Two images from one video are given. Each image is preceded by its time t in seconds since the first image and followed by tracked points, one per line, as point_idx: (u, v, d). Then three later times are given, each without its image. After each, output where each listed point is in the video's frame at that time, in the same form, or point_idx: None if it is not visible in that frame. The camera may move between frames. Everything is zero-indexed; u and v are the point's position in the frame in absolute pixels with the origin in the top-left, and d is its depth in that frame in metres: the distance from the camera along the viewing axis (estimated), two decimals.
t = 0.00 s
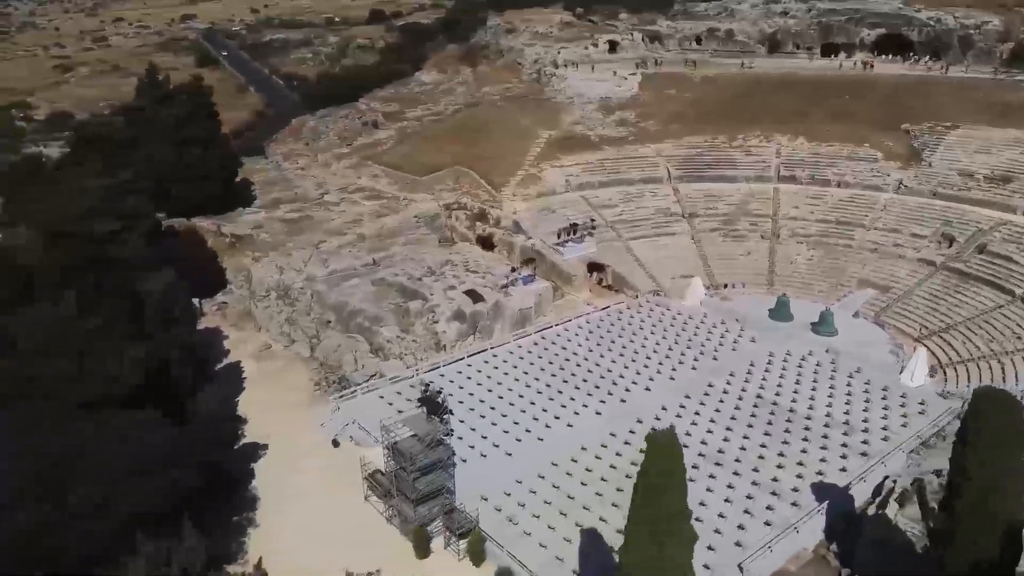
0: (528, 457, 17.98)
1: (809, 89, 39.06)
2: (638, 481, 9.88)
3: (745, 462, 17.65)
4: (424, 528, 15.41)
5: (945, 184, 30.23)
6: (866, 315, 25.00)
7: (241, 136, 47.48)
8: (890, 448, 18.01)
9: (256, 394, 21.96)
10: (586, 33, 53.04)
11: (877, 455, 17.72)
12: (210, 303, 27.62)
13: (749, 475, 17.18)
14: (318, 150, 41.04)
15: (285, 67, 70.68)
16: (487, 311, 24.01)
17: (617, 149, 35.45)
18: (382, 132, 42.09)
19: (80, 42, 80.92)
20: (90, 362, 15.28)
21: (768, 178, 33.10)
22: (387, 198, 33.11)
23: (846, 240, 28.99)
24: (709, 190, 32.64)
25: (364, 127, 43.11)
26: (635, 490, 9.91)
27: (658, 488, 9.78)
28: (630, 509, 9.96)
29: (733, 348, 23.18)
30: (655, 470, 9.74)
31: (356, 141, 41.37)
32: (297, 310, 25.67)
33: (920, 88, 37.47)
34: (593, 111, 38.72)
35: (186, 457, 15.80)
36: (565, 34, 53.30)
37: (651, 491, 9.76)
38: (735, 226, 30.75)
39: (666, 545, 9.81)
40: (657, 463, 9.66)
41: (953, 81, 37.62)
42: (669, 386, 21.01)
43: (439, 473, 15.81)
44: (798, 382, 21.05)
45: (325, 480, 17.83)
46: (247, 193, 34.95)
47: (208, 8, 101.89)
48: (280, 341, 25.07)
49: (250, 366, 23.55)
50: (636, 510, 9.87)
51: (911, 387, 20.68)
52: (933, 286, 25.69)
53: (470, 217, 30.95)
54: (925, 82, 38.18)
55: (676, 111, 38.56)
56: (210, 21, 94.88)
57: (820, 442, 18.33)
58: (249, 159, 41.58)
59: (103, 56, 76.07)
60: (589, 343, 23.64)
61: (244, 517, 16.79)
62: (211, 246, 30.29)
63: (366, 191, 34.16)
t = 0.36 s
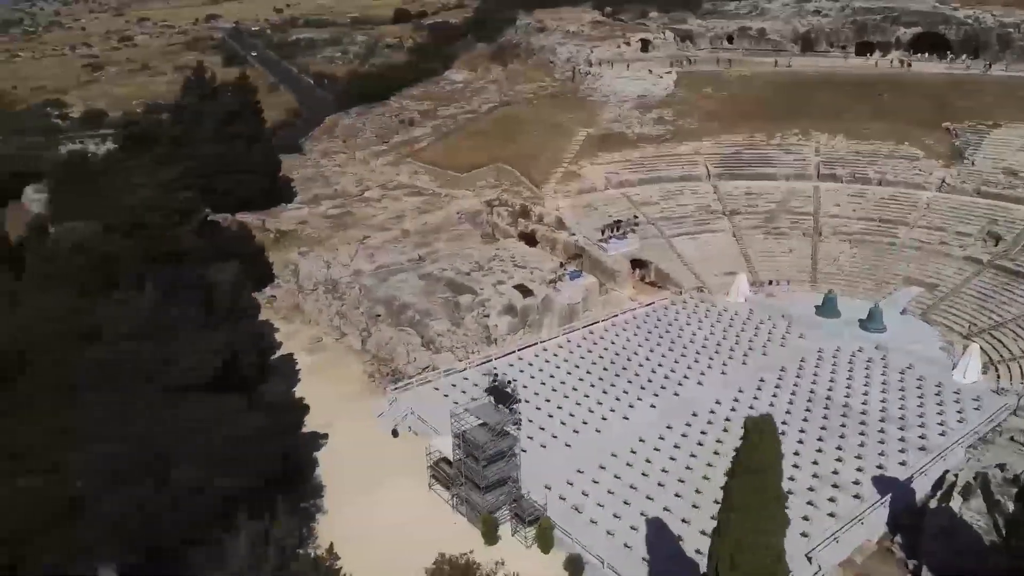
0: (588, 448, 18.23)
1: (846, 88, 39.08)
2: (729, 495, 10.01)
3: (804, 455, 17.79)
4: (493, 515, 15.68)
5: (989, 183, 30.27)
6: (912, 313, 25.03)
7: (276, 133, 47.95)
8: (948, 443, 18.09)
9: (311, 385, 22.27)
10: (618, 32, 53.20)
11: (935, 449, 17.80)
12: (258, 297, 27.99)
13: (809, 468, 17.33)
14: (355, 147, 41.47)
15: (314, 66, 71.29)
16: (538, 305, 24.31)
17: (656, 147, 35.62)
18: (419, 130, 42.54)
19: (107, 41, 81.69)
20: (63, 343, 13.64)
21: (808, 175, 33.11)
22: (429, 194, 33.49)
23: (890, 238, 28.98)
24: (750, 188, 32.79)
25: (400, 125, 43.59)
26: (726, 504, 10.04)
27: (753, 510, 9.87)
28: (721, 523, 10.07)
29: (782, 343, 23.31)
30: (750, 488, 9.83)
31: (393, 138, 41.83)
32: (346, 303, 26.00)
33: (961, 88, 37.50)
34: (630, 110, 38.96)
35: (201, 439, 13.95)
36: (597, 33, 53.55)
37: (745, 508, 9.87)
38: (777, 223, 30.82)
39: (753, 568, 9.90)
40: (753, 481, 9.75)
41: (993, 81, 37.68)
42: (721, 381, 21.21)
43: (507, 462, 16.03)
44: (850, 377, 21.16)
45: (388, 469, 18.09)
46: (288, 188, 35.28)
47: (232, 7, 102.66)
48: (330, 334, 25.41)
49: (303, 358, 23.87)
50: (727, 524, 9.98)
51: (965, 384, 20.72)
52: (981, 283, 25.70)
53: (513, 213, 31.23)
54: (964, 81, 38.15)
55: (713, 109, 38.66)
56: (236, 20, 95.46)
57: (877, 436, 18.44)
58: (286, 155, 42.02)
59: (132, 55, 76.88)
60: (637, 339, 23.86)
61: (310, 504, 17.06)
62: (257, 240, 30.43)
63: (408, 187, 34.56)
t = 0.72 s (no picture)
0: (632, 440, 18.48)
1: (868, 86, 39.35)
2: (801, 483, 10.26)
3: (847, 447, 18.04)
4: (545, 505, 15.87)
5: (1016, 181, 30.53)
6: (943, 307, 25.31)
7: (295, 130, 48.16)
8: (989, 435, 18.32)
9: (351, 377, 22.56)
10: (637, 31, 53.45)
11: (976, 442, 18.03)
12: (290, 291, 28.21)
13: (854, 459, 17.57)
14: (379, 145, 41.75)
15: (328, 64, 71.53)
16: (573, 300, 24.65)
17: (680, 145, 35.90)
18: (442, 127, 42.88)
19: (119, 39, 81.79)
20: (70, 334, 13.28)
21: (833, 173, 33.32)
22: (457, 191, 33.82)
23: (918, 234, 29.19)
24: (775, 185, 33.02)
25: (423, 123, 43.94)
26: (798, 492, 10.30)
27: (825, 496, 10.16)
28: (792, 511, 10.34)
29: (815, 338, 23.53)
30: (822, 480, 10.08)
31: (417, 136, 42.18)
32: (380, 297, 26.28)
33: (984, 86, 37.79)
34: (654, 108, 39.31)
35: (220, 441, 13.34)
36: (616, 31, 53.88)
37: (816, 497, 10.15)
38: (804, 220, 31.05)
39: (825, 552, 10.21)
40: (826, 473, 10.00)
41: (1016, 80, 38.03)
42: (758, 375, 21.44)
43: (557, 452, 16.28)
44: (886, 371, 21.38)
45: (435, 460, 18.26)
46: (315, 185, 35.47)
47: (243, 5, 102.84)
48: (365, 328, 25.68)
49: (340, 351, 24.11)
50: (799, 512, 10.25)
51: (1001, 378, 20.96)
52: (1011, 280, 25.97)
53: (541, 209, 31.51)
54: (987, 80, 38.41)
55: (736, 107, 38.89)
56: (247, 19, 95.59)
57: (919, 428, 18.68)
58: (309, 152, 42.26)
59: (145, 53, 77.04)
60: (671, 333, 24.10)
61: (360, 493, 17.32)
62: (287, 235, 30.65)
63: (435, 184, 34.86)
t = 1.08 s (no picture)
0: (662, 435, 18.75)
1: (881, 87, 39.70)
2: (853, 474, 10.57)
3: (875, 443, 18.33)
4: (583, 497, 16.12)
5: None
6: (962, 306, 25.65)
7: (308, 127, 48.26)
8: (1013, 432, 18.63)
9: (381, 371, 22.86)
10: (649, 30, 53.68)
11: (1002, 438, 18.34)
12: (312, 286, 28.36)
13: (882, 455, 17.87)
14: (395, 142, 42.01)
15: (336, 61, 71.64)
16: (597, 298, 24.93)
17: (696, 145, 36.23)
18: (457, 126, 43.16)
19: (124, 36, 81.67)
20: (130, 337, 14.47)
21: (849, 173, 33.59)
22: (477, 189, 34.11)
23: (936, 235, 29.44)
24: (792, 185, 33.33)
25: (438, 121, 44.20)
26: (849, 484, 10.62)
27: (876, 486, 10.46)
28: (843, 500, 10.68)
29: (837, 336, 23.82)
30: (874, 470, 10.40)
31: (432, 134, 42.46)
32: (404, 294, 26.48)
33: (997, 88, 38.16)
34: (669, 109, 39.77)
35: (278, 424, 12.81)
36: (628, 31, 54.16)
37: (867, 490, 10.44)
38: (821, 220, 31.33)
39: (876, 540, 10.53)
40: (877, 466, 10.31)
41: None
42: (783, 372, 21.73)
43: (593, 445, 16.54)
44: (909, 368, 21.67)
45: (470, 453, 18.56)
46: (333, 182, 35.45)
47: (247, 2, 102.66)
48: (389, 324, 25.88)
49: (367, 347, 24.33)
50: (850, 503, 10.57)
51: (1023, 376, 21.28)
52: None
53: (560, 207, 31.76)
54: (999, 82, 38.78)
55: (751, 108, 39.20)
56: (251, 16, 95.80)
57: (944, 424, 18.97)
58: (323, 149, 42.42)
59: (151, 49, 76.95)
60: (694, 330, 24.36)
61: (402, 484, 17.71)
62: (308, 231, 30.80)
63: (453, 182, 35.13)
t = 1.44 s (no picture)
0: (644, 427, 19.18)
1: (835, 87, 41.11)
2: (846, 458, 11.16)
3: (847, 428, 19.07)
4: (573, 489, 16.47)
5: (980, 178, 32.27)
6: (920, 298, 26.77)
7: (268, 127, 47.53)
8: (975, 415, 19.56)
9: (362, 370, 22.83)
10: (609, 31, 54.50)
11: (964, 421, 19.27)
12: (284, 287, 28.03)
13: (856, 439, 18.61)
14: (359, 142, 41.78)
15: (292, 60, 70.68)
16: (573, 295, 25.29)
17: (661, 144, 37.03)
18: (422, 125, 43.15)
19: (66, 34, 79.06)
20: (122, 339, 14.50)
21: (807, 171, 34.71)
22: (447, 188, 34.21)
23: (893, 231, 30.59)
24: (754, 183, 34.28)
25: (404, 121, 44.14)
26: (842, 466, 11.20)
27: (867, 468, 11.00)
28: (837, 482, 11.25)
29: (805, 327, 24.63)
30: (865, 453, 10.99)
31: (397, 134, 42.39)
32: (379, 294, 26.38)
33: (944, 87, 39.93)
34: (634, 109, 40.54)
35: (281, 426, 12.75)
36: (588, 31, 54.89)
37: (860, 472, 11.00)
38: (783, 216, 32.28)
39: (869, 519, 11.07)
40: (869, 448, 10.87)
41: (974, 82, 40.29)
42: (756, 363, 22.42)
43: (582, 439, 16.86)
44: (875, 357, 22.55)
45: (455, 449, 18.74)
46: (298, 183, 35.12)
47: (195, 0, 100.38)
48: (365, 323, 25.76)
49: (345, 348, 24.20)
50: (843, 484, 11.15)
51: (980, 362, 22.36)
52: (981, 270, 27.56)
53: (531, 206, 32.05)
54: (944, 82, 40.58)
55: (712, 108, 40.16)
56: (201, 14, 93.77)
57: (911, 409, 19.82)
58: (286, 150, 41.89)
59: (97, 48, 74.62)
60: (669, 323, 24.94)
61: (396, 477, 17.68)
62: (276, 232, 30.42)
63: (423, 182, 35.15)
